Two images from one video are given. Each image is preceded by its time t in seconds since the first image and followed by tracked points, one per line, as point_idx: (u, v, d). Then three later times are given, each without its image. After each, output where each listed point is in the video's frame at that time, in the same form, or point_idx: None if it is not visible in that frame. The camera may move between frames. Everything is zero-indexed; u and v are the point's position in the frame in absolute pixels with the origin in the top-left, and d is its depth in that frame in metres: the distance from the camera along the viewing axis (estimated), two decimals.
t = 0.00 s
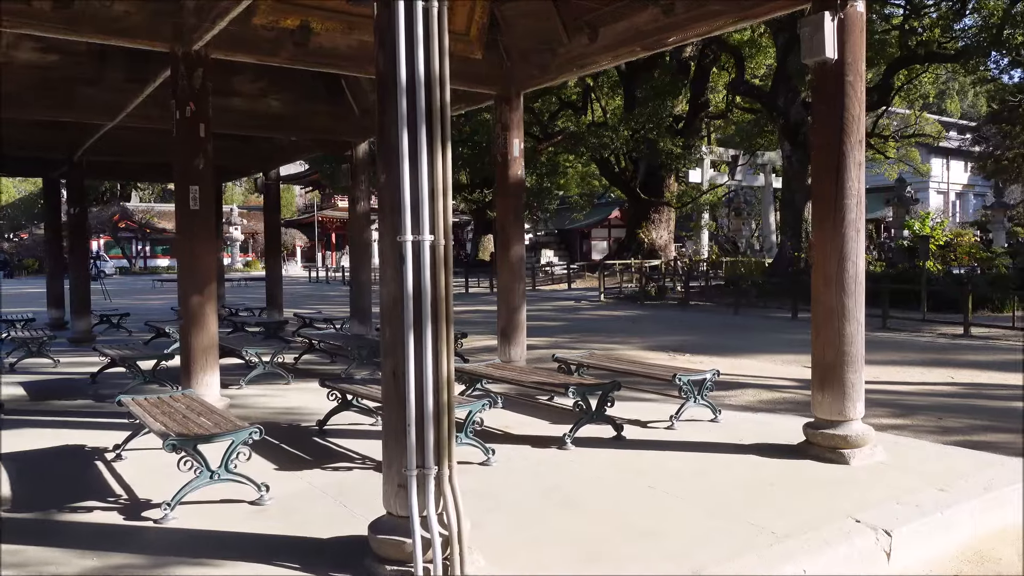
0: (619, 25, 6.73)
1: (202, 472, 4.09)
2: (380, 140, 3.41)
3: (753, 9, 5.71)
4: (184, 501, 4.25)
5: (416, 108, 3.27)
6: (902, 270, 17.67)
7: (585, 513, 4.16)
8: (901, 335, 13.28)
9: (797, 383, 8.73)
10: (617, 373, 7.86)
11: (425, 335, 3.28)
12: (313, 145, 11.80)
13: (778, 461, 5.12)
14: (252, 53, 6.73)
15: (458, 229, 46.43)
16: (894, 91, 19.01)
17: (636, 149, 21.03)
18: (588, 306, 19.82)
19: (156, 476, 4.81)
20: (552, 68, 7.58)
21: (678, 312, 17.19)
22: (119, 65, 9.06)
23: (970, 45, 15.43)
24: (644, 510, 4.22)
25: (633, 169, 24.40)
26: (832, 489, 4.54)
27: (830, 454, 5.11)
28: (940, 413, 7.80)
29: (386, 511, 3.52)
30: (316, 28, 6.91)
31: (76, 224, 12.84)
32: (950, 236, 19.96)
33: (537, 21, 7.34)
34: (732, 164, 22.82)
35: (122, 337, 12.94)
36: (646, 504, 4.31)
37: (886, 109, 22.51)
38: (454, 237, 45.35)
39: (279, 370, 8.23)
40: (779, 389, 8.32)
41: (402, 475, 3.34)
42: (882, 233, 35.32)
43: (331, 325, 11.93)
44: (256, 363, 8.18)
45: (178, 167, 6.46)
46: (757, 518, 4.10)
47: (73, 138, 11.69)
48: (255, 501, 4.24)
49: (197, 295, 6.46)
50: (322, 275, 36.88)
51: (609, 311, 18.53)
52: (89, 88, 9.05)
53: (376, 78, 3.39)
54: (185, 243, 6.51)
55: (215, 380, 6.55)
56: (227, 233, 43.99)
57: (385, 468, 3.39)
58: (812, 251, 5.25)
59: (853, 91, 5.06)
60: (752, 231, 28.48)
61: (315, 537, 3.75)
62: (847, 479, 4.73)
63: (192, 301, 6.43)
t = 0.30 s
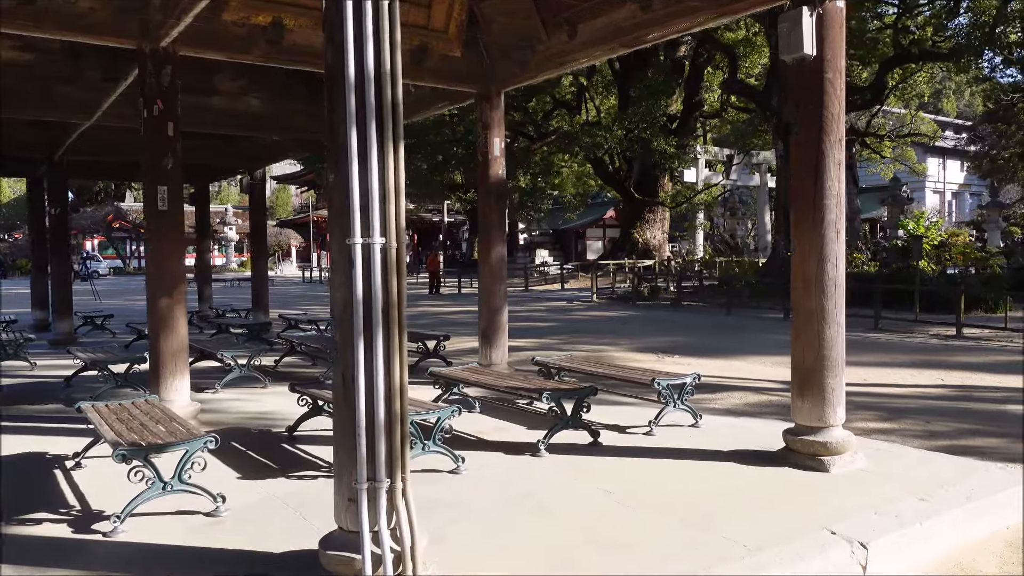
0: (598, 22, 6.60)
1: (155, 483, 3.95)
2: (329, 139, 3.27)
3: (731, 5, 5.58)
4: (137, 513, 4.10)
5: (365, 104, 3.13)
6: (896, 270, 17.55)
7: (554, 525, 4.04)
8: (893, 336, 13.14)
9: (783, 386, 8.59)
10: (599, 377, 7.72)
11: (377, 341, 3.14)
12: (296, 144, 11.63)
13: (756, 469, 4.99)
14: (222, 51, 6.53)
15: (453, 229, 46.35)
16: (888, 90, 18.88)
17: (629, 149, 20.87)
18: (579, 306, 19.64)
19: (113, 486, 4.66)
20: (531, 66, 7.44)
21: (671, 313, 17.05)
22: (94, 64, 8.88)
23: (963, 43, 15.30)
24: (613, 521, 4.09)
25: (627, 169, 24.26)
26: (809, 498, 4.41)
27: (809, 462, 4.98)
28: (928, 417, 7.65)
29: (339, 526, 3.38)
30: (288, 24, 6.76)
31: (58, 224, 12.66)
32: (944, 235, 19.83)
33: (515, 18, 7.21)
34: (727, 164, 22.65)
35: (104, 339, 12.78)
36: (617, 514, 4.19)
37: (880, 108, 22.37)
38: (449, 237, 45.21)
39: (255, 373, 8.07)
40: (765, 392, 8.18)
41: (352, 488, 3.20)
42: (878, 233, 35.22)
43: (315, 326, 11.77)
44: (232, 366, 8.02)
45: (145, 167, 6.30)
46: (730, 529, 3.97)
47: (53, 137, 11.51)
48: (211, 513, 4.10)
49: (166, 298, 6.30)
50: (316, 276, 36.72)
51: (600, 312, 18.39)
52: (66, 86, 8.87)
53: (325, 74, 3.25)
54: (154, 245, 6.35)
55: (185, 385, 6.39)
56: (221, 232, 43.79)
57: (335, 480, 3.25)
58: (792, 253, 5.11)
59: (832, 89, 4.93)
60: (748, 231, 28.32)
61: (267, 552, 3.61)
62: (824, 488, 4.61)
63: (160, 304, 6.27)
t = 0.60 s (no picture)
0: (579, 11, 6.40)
1: (100, 491, 3.76)
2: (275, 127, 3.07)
3: None
4: (85, 522, 3.91)
5: (311, 89, 2.93)
6: (891, 268, 17.36)
7: (522, 535, 3.84)
8: (887, 335, 12.95)
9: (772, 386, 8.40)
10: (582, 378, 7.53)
11: (323, 341, 2.95)
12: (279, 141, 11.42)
13: (736, 474, 4.80)
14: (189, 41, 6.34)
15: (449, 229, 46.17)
16: (882, 87, 18.72)
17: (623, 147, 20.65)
18: (571, 306, 19.41)
19: (64, 492, 4.47)
20: (512, 59, 7.26)
21: (663, 312, 16.86)
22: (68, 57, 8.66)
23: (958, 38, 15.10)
24: (584, 530, 3.90)
25: (621, 167, 24.06)
26: (792, 505, 4.23)
27: (793, 466, 4.79)
28: (919, 418, 7.46)
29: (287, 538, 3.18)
30: (258, 15, 6.57)
31: (38, 222, 12.43)
32: (940, 234, 19.65)
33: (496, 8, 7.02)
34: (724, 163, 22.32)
35: (86, 339, 12.57)
36: (589, 524, 4.00)
37: (875, 106, 22.19)
38: (444, 236, 45.00)
39: (231, 374, 7.86)
40: (754, 392, 7.99)
41: (299, 499, 3.01)
42: (874, 231, 35.04)
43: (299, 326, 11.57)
44: (207, 367, 7.82)
45: (111, 161, 6.12)
46: (705, 538, 3.79)
47: (31, 134, 11.30)
48: (162, 522, 3.90)
49: (132, 297, 6.09)
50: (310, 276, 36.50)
51: (592, 311, 18.20)
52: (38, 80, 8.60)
53: (270, 58, 3.06)
54: (119, 242, 6.14)
55: (152, 386, 6.19)
56: (215, 232, 43.59)
57: (281, 490, 3.06)
58: (774, 249, 4.92)
59: (816, 77, 4.74)
60: (743, 230, 28.14)
61: (214, 564, 3.42)
62: (807, 493, 4.42)
63: (126, 303, 6.06)
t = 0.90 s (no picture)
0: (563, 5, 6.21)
1: (46, 510, 3.55)
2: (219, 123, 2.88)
3: None
4: (32, 541, 3.71)
5: (255, 81, 2.73)
6: (891, 269, 17.14)
7: (492, 553, 3.64)
8: (886, 337, 12.74)
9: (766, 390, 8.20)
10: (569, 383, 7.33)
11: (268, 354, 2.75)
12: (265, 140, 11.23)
13: (722, 486, 4.60)
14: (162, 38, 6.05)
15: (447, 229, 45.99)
16: (881, 85, 18.52)
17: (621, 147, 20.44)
18: (567, 307, 19.20)
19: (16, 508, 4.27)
20: (496, 55, 7.07)
21: (659, 313, 16.67)
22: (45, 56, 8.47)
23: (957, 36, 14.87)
24: (558, 549, 3.70)
25: (618, 167, 23.86)
26: (779, 521, 4.02)
27: (781, 478, 4.60)
28: (917, 424, 7.25)
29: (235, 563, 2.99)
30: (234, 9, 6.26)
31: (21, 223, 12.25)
32: (940, 234, 19.42)
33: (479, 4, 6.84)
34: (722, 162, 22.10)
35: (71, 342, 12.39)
36: (566, 541, 3.79)
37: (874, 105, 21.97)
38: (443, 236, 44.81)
39: (210, 379, 7.67)
40: (746, 396, 7.79)
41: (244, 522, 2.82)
42: (874, 231, 34.81)
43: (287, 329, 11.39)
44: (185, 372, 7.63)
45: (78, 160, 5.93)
46: (685, 557, 3.59)
47: (14, 134, 11.12)
48: (113, 541, 3.70)
49: (100, 301, 5.89)
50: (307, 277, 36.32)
51: (588, 312, 18.00)
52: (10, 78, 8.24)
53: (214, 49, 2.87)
54: (86, 244, 5.94)
55: (121, 393, 5.99)
56: (213, 233, 43.45)
57: (226, 512, 2.88)
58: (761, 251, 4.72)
59: (804, 72, 4.55)
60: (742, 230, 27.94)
61: None
62: (796, 507, 4.22)
63: (93, 307, 5.86)
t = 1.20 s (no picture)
0: None
1: None
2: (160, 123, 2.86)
3: None
4: None
5: (194, 76, 2.69)
6: (888, 269, 16.98)
7: (459, 565, 3.48)
8: (883, 338, 12.56)
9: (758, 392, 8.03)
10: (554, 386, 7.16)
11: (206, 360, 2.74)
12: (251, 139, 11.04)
13: (705, 494, 4.44)
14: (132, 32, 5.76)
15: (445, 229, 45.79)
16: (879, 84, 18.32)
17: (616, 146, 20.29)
18: (561, 308, 19.03)
19: None
20: (479, 51, 6.91)
21: (654, 314, 16.49)
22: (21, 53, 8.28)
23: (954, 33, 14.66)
24: (527, 560, 3.54)
25: (614, 167, 23.68)
26: (762, 532, 3.86)
27: (766, 486, 4.44)
28: (911, 428, 7.09)
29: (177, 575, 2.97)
30: None
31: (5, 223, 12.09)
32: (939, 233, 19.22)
33: None
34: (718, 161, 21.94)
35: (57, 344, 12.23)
36: (536, 553, 3.63)
37: (872, 104, 21.78)
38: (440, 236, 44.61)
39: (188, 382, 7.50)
40: (736, 399, 7.63)
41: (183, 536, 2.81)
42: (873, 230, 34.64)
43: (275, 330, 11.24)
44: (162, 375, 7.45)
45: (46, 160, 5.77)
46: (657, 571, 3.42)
47: None
48: (62, 554, 3.53)
49: (68, 303, 5.71)
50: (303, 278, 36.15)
51: (582, 313, 17.82)
52: None
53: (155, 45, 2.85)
54: (54, 244, 5.77)
55: (91, 398, 5.79)
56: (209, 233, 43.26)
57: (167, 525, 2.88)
58: (745, 252, 4.55)
59: (788, 65, 4.39)
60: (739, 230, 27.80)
61: None
62: (780, 517, 4.05)
63: (60, 309, 5.68)
